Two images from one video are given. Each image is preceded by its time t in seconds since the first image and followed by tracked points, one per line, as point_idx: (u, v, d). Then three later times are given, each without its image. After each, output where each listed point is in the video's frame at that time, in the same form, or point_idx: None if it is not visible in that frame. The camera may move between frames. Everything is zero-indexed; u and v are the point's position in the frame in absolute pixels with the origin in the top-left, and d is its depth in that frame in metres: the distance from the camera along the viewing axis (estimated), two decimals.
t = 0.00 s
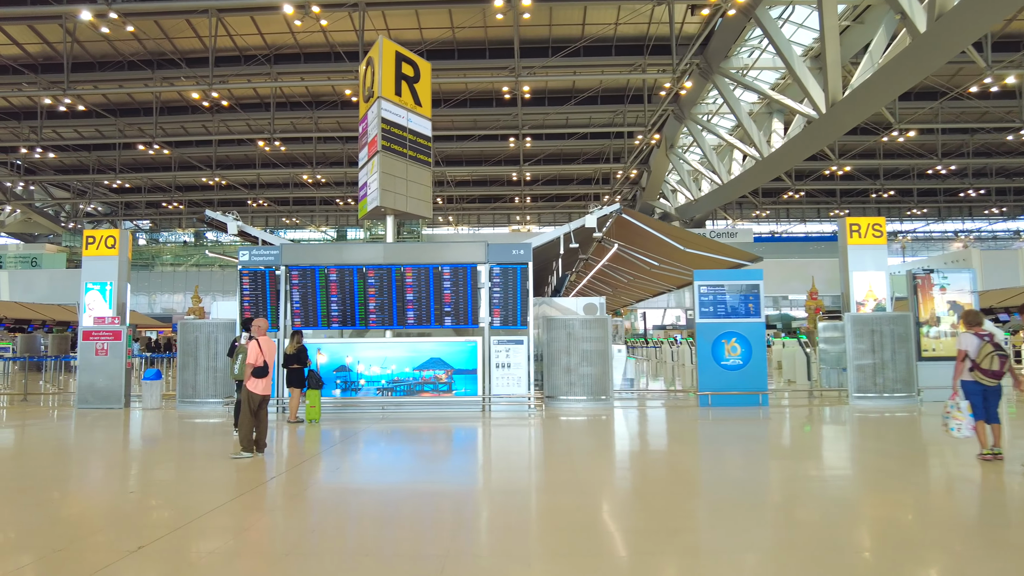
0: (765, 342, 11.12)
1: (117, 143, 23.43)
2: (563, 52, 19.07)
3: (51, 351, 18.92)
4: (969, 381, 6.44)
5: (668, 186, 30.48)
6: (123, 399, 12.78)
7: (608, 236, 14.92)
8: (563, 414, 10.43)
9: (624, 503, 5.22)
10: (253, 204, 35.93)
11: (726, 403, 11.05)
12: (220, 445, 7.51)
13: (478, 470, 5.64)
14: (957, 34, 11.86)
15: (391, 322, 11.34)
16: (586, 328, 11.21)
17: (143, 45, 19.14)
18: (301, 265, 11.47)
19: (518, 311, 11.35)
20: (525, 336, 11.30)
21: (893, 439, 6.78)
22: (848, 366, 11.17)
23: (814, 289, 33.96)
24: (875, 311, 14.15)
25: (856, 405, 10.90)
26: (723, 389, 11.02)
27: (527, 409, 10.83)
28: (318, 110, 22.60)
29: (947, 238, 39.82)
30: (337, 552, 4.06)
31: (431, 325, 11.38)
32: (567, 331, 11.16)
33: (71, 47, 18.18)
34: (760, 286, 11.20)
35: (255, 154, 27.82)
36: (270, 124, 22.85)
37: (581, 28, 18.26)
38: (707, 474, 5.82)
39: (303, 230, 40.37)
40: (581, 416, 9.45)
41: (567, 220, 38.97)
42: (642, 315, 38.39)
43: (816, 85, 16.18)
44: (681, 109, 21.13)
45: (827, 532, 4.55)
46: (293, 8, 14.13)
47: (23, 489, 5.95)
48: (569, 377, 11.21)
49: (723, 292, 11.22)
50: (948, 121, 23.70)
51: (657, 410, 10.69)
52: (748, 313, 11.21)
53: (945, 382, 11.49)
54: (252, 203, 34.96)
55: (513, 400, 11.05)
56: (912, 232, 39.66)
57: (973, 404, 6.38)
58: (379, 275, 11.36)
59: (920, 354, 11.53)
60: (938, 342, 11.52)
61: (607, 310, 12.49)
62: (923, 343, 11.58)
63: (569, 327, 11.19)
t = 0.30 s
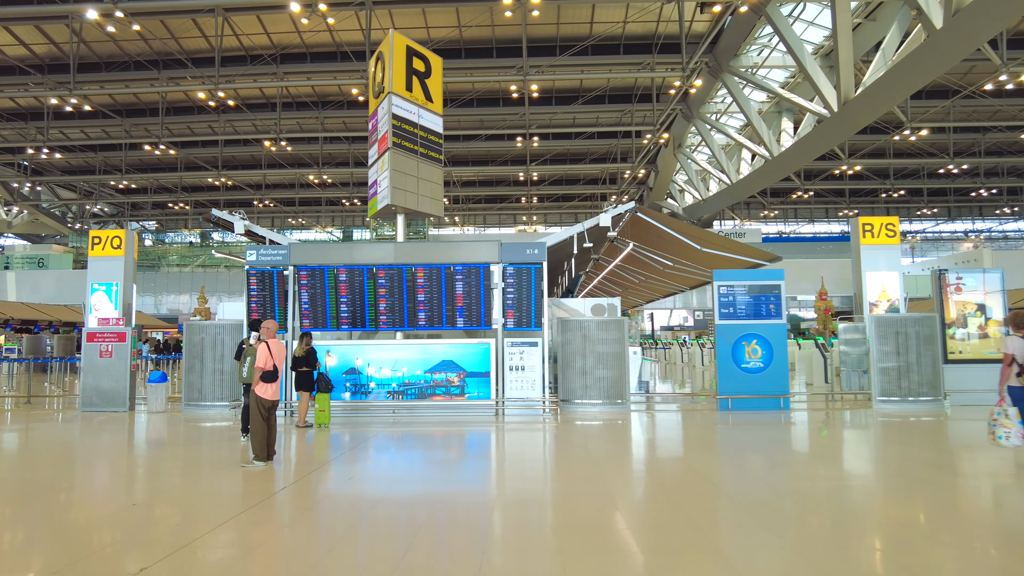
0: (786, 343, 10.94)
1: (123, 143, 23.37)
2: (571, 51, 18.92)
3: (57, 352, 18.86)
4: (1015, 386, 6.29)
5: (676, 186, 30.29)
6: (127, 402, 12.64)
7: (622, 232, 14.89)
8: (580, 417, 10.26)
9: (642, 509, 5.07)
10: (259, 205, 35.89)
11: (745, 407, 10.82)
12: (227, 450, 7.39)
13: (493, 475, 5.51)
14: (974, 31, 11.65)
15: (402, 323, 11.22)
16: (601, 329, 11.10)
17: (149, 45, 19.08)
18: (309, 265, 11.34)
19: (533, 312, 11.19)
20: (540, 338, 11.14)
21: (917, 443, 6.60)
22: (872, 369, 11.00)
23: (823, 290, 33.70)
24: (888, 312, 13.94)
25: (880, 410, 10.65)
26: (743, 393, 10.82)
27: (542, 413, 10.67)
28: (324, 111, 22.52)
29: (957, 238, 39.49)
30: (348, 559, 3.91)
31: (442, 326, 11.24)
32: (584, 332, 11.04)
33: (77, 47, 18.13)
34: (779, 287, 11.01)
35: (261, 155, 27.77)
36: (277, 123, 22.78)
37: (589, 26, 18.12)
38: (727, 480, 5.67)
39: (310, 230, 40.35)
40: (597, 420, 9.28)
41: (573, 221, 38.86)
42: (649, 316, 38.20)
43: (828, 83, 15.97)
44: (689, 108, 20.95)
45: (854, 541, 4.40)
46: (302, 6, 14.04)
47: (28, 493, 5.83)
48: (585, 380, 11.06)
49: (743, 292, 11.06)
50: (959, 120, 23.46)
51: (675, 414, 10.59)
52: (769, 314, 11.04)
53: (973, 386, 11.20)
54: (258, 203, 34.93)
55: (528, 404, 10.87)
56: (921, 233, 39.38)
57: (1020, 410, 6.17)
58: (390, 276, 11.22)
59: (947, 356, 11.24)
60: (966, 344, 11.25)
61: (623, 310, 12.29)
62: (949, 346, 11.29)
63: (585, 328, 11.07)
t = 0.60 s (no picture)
0: (805, 342, 10.76)
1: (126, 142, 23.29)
2: (576, 48, 18.78)
3: (59, 352, 18.75)
4: None
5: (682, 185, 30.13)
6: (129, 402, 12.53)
7: (633, 225, 14.79)
8: (593, 419, 10.09)
9: (657, 512, 4.91)
10: (263, 204, 35.82)
11: (764, 407, 10.66)
12: (232, 452, 7.26)
13: (503, 478, 5.37)
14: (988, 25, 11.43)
15: (410, 321, 11.10)
16: (615, 328, 10.91)
17: (151, 44, 18.99)
18: (315, 261, 11.22)
19: (544, 310, 11.07)
20: (552, 337, 10.98)
21: (937, 444, 6.45)
22: (894, 367, 10.80)
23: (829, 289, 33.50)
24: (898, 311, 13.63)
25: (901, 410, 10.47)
26: (761, 392, 10.66)
27: (554, 414, 10.52)
28: (328, 109, 22.42)
29: (965, 236, 39.27)
30: (354, 565, 3.76)
31: (451, 324, 11.12)
32: (597, 330, 10.86)
33: (80, 46, 18.03)
34: (798, 283, 10.83)
35: (265, 154, 27.69)
36: (280, 122, 22.66)
37: (594, 23, 17.96)
38: (745, 483, 5.50)
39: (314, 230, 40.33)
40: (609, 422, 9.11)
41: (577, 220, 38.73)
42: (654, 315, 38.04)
43: (837, 78, 15.77)
44: (695, 105, 20.79)
45: (877, 544, 4.25)
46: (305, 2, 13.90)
47: (27, 495, 5.71)
48: (598, 380, 10.87)
49: (763, 288, 10.88)
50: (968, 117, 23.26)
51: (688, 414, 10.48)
52: (788, 311, 10.86)
53: (999, 386, 10.97)
54: (262, 203, 34.86)
55: (540, 404, 10.72)
56: (928, 232, 39.19)
57: None
58: (397, 272, 11.08)
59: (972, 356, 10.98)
60: (991, 343, 10.98)
61: (631, 308, 12.23)
62: (974, 346, 10.99)
63: (599, 326, 10.88)
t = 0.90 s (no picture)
0: (825, 342, 10.56)
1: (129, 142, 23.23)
2: (582, 45, 18.63)
3: (62, 352, 18.69)
4: None
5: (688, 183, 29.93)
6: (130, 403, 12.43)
7: (648, 221, 14.65)
8: (607, 422, 9.93)
9: (673, 518, 4.75)
10: (267, 204, 35.75)
11: (783, 409, 10.47)
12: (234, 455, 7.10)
13: (514, 484, 5.21)
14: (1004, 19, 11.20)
15: (418, 320, 10.98)
16: (628, 328, 10.73)
17: (155, 42, 18.90)
18: (321, 259, 11.07)
19: (556, 309, 10.87)
20: (565, 337, 10.80)
21: (959, 446, 6.28)
22: (918, 368, 10.60)
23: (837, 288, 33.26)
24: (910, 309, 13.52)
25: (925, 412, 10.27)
26: (779, 393, 10.48)
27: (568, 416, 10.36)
28: (332, 108, 22.29)
29: (972, 235, 39.02)
30: None
31: (460, 324, 10.98)
32: (611, 330, 10.68)
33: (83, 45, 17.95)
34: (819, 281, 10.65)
35: (269, 153, 27.61)
36: (284, 121, 22.54)
37: (600, 20, 17.80)
38: (763, 489, 5.33)
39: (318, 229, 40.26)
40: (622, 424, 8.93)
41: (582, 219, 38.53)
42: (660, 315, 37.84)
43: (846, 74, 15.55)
44: (702, 102, 20.60)
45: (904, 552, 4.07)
46: None
47: (25, 498, 5.57)
48: (612, 381, 10.70)
49: (782, 287, 10.69)
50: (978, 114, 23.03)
51: (700, 417, 10.32)
52: (808, 310, 10.66)
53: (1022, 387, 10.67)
54: (266, 203, 34.80)
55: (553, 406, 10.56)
56: (936, 231, 38.94)
57: None
58: (405, 270, 10.93)
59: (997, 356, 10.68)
60: (1016, 342, 10.72)
61: (638, 306, 12.04)
62: (999, 345, 10.74)
63: (613, 326, 10.70)
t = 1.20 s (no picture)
0: (843, 342, 10.44)
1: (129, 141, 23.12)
2: (585, 43, 18.50)
3: (63, 352, 18.59)
4: None
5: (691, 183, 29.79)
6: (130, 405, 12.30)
7: (657, 219, 14.51)
8: (621, 425, 9.79)
9: (686, 523, 4.61)
10: (268, 204, 35.64)
11: (801, 411, 10.34)
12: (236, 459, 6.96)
13: (524, 489, 5.08)
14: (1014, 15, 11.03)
15: (425, 320, 10.87)
16: (640, 328, 10.58)
17: (156, 41, 18.79)
18: (325, 258, 10.92)
19: (567, 309, 10.75)
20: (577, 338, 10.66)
21: (977, 449, 6.14)
22: (940, 369, 10.48)
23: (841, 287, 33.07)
24: (919, 310, 13.25)
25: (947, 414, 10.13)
26: (797, 394, 10.35)
27: (580, 418, 10.22)
28: (334, 108, 22.16)
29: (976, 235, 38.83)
30: None
31: (468, 324, 10.88)
32: (624, 331, 10.53)
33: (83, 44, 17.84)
34: (836, 280, 10.53)
35: (271, 153, 27.51)
36: (285, 120, 22.41)
37: (604, 19, 17.66)
38: (779, 494, 5.18)
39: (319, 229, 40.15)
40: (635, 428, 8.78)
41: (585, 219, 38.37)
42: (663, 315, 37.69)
43: (852, 71, 15.39)
44: (706, 101, 20.47)
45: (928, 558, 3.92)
46: None
47: (21, 503, 5.43)
48: (625, 383, 10.55)
49: (799, 286, 10.55)
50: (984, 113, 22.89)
51: (712, 420, 10.17)
52: (826, 310, 10.54)
53: None
54: (268, 202, 34.69)
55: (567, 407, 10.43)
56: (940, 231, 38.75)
57: None
58: (411, 269, 10.80)
59: None
60: None
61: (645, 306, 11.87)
62: None
63: (625, 326, 10.55)
